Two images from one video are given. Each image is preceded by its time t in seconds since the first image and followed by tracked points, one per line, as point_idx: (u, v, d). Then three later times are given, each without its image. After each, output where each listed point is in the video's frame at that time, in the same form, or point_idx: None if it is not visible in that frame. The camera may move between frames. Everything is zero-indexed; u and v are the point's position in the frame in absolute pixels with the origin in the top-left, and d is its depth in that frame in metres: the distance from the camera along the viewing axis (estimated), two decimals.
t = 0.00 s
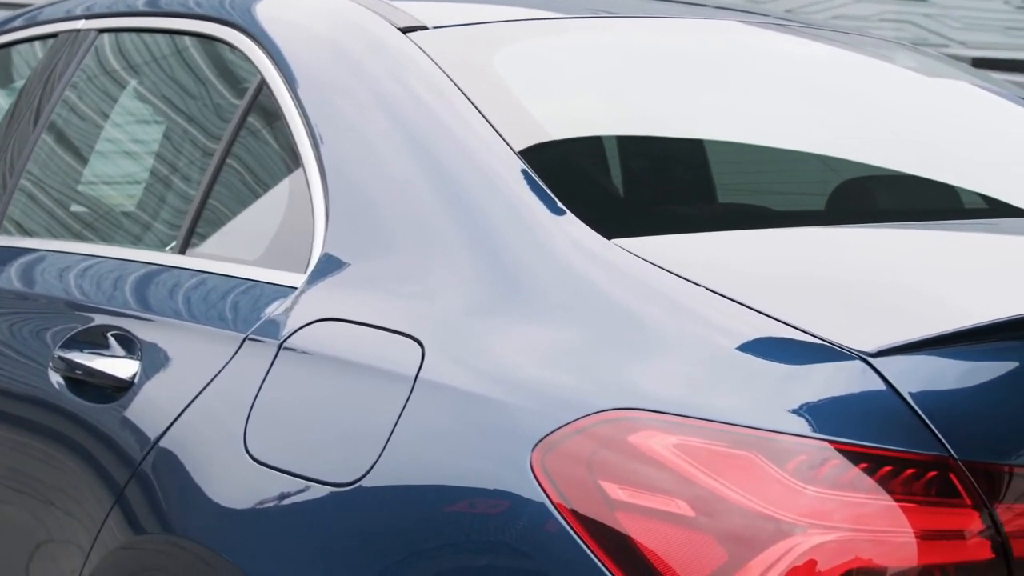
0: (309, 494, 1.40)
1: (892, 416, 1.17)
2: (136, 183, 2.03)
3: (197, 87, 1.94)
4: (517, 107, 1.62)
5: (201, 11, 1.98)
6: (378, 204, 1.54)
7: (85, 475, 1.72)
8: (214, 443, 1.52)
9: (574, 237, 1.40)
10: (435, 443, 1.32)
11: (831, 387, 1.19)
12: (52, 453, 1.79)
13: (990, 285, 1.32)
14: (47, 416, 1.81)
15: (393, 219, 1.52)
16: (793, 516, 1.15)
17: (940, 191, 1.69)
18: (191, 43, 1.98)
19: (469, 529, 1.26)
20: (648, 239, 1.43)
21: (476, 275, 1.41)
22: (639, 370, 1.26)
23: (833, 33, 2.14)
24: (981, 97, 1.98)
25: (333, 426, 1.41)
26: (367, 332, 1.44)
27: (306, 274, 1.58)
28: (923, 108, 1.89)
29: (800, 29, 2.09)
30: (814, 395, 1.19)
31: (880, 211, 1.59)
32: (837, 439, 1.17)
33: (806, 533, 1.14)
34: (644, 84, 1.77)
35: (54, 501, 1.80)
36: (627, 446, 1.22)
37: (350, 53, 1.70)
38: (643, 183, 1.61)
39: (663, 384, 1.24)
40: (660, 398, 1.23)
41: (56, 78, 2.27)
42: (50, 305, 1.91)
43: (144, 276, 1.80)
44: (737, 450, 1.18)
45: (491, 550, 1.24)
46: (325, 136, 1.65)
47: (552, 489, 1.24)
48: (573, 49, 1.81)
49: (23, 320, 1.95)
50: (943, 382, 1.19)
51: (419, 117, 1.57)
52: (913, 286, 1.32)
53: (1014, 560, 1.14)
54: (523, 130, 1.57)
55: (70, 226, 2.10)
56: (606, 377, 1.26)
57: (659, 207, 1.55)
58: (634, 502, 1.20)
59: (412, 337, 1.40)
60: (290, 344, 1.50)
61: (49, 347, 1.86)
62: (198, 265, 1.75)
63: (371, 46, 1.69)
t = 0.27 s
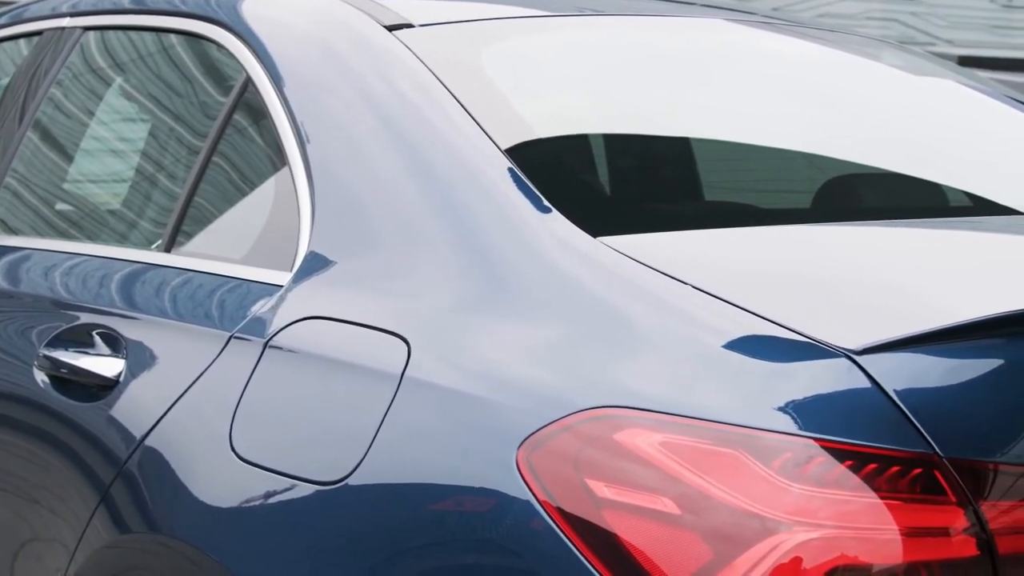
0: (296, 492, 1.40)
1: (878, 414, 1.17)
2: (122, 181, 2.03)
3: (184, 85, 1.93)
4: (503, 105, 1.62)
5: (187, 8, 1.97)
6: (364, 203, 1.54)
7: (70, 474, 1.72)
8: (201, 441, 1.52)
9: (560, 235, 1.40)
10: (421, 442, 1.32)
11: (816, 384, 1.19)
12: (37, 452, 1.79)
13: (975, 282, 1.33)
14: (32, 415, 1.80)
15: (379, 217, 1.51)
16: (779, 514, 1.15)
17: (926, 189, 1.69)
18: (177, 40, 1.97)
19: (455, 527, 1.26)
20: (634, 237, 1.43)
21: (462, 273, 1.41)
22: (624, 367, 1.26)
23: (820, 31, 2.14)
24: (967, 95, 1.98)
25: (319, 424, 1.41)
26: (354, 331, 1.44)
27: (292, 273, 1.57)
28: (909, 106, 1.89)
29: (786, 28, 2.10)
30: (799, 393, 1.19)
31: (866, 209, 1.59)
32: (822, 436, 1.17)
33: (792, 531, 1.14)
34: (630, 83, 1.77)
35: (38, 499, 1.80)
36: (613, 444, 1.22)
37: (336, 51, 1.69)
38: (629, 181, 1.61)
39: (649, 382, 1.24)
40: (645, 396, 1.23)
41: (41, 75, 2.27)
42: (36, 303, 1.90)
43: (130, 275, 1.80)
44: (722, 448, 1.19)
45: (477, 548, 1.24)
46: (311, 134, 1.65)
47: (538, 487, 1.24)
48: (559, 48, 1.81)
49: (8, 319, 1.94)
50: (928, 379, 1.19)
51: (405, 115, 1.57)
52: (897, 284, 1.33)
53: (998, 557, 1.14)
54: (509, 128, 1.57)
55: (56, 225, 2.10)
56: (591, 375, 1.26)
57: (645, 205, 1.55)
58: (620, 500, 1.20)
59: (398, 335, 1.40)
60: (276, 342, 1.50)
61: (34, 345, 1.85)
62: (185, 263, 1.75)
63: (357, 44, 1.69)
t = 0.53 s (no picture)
0: (282, 491, 1.40)
1: (863, 412, 1.17)
2: (108, 179, 2.02)
3: (169, 84, 1.93)
4: (489, 103, 1.62)
5: (173, 7, 1.96)
6: (350, 201, 1.54)
7: (55, 473, 1.71)
8: (186, 440, 1.51)
9: (546, 233, 1.40)
10: (407, 441, 1.32)
11: (802, 382, 1.19)
12: (21, 451, 1.79)
13: (959, 281, 1.33)
14: (17, 414, 1.80)
15: (364, 216, 1.51)
16: (764, 511, 1.15)
17: (913, 188, 1.69)
18: (163, 39, 1.96)
19: (441, 526, 1.26)
20: (620, 236, 1.43)
21: (448, 271, 1.40)
22: (610, 366, 1.26)
23: (806, 30, 2.15)
24: (953, 94, 1.99)
25: (305, 423, 1.41)
26: (340, 329, 1.44)
27: (278, 271, 1.57)
28: (895, 105, 1.90)
29: (773, 26, 2.10)
30: (785, 391, 1.19)
31: (852, 208, 1.59)
32: (808, 434, 1.17)
33: (777, 528, 1.14)
34: (615, 82, 1.77)
35: (23, 498, 1.80)
36: (598, 442, 1.22)
37: (322, 49, 1.69)
38: (615, 181, 1.61)
39: (635, 380, 1.24)
40: (631, 395, 1.23)
41: (26, 74, 2.27)
42: (21, 302, 1.90)
43: (116, 274, 1.79)
44: (707, 446, 1.19)
45: (463, 547, 1.24)
46: (297, 133, 1.65)
47: (523, 485, 1.24)
48: (545, 46, 1.81)
49: None
50: (913, 377, 1.19)
51: (391, 113, 1.57)
52: (882, 282, 1.33)
53: (982, 554, 1.14)
54: (496, 127, 1.57)
55: (41, 223, 2.10)
56: (578, 374, 1.26)
57: (632, 204, 1.55)
58: (606, 498, 1.21)
59: (384, 334, 1.40)
60: (262, 341, 1.50)
61: (19, 344, 1.85)
62: (170, 262, 1.75)
63: (342, 42, 1.69)
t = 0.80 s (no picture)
0: (270, 489, 1.40)
1: (850, 409, 1.17)
2: (95, 178, 2.02)
3: (157, 82, 1.92)
4: (476, 101, 1.62)
5: (161, 6, 1.94)
6: (337, 200, 1.54)
7: (42, 472, 1.72)
8: (173, 439, 1.51)
9: (533, 231, 1.40)
10: (395, 439, 1.32)
11: (789, 380, 1.19)
12: (8, 450, 1.79)
13: (946, 279, 1.33)
14: (4, 413, 1.80)
15: (351, 214, 1.51)
16: (751, 509, 1.15)
17: (900, 187, 1.70)
18: (150, 37, 1.95)
19: (429, 524, 1.26)
20: (607, 234, 1.43)
21: (435, 270, 1.40)
22: (596, 364, 1.26)
23: (794, 28, 2.15)
24: (940, 92, 1.99)
25: (293, 421, 1.41)
26: (327, 328, 1.44)
27: (266, 269, 1.57)
28: (883, 104, 1.90)
29: (760, 25, 2.10)
30: (772, 389, 1.19)
31: (840, 205, 1.59)
32: (795, 432, 1.17)
33: (763, 526, 1.15)
34: (601, 83, 1.78)
35: (11, 497, 1.81)
36: (585, 440, 1.22)
37: (309, 47, 1.69)
38: (603, 179, 1.61)
39: (621, 378, 1.24)
40: (618, 393, 1.23)
41: (13, 71, 2.28)
42: (9, 302, 1.90)
43: (103, 273, 1.79)
44: (694, 444, 1.19)
45: (451, 545, 1.24)
46: (284, 132, 1.65)
47: (510, 483, 1.24)
48: (532, 44, 1.81)
49: None
50: (899, 375, 1.20)
51: (377, 111, 1.56)
52: (868, 280, 1.33)
53: (968, 551, 1.15)
54: (483, 125, 1.57)
55: (28, 222, 2.10)
56: (565, 372, 1.26)
57: (619, 202, 1.55)
58: (593, 496, 1.21)
59: (372, 332, 1.40)
60: (250, 339, 1.50)
61: (6, 343, 1.85)
62: (158, 260, 1.74)
63: (329, 40, 1.69)
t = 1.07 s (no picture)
0: (254, 488, 1.39)
1: (834, 407, 1.18)
2: (79, 176, 2.02)
3: (141, 80, 1.92)
4: (460, 99, 1.62)
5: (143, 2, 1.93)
6: (321, 198, 1.54)
7: (25, 471, 1.72)
8: (158, 438, 1.51)
9: (517, 229, 1.40)
10: (379, 438, 1.32)
11: (772, 378, 1.20)
12: None
13: (929, 277, 1.33)
14: None
15: (335, 212, 1.51)
16: (735, 507, 1.16)
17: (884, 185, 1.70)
18: (134, 35, 1.95)
19: (414, 523, 1.26)
20: (591, 232, 1.43)
21: (420, 268, 1.40)
22: (581, 362, 1.26)
23: (778, 26, 2.16)
24: (924, 91, 2.00)
25: (277, 420, 1.41)
26: (312, 326, 1.44)
27: (250, 267, 1.57)
28: (867, 102, 1.90)
29: (744, 23, 2.11)
30: (756, 386, 1.19)
31: (823, 203, 1.59)
32: (779, 429, 1.17)
33: (747, 524, 1.15)
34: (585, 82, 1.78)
35: None
36: (569, 438, 1.23)
37: (292, 44, 1.68)
38: (588, 177, 1.62)
39: (605, 377, 1.24)
40: (602, 392, 1.23)
41: None
42: None
43: (87, 271, 1.79)
44: (678, 442, 1.19)
45: (436, 543, 1.24)
46: (268, 130, 1.64)
47: (494, 481, 1.24)
48: (516, 42, 1.81)
49: None
50: (882, 372, 1.20)
51: (362, 109, 1.56)
52: (851, 279, 1.34)
53: (952, 549, 1.15)
54: (468, 124, 1.57)
55: (12, 221, 2.10)
56: (549, 370, 1.26)
57: (604, 201, 1.55)
58: (577, 494, 1.21)
59: (356, 330, 1.40)
60: (235, 338, 1.50)
61: None
62: (142, 259, 1.74)
63: (313, 37, 1.68)
